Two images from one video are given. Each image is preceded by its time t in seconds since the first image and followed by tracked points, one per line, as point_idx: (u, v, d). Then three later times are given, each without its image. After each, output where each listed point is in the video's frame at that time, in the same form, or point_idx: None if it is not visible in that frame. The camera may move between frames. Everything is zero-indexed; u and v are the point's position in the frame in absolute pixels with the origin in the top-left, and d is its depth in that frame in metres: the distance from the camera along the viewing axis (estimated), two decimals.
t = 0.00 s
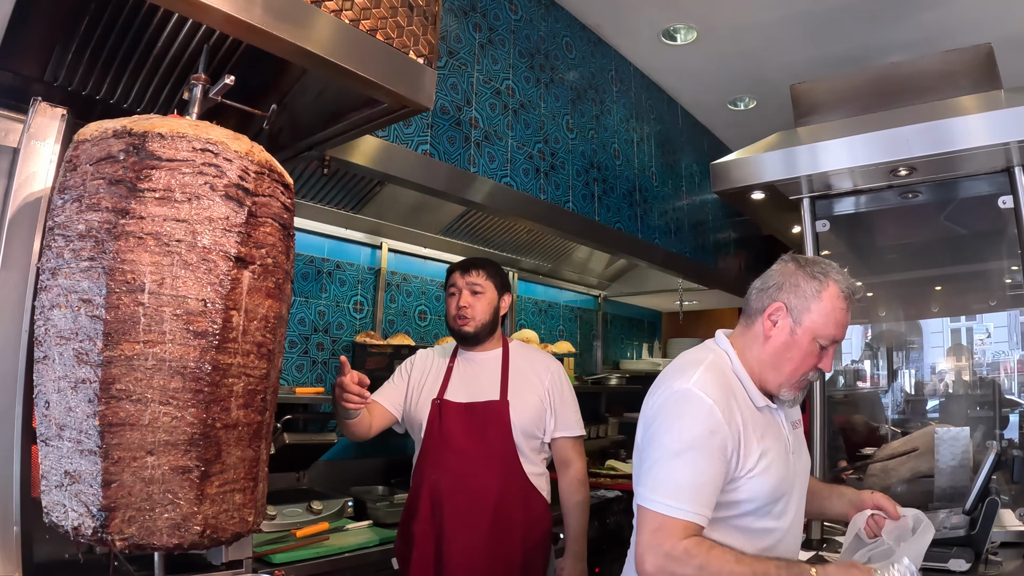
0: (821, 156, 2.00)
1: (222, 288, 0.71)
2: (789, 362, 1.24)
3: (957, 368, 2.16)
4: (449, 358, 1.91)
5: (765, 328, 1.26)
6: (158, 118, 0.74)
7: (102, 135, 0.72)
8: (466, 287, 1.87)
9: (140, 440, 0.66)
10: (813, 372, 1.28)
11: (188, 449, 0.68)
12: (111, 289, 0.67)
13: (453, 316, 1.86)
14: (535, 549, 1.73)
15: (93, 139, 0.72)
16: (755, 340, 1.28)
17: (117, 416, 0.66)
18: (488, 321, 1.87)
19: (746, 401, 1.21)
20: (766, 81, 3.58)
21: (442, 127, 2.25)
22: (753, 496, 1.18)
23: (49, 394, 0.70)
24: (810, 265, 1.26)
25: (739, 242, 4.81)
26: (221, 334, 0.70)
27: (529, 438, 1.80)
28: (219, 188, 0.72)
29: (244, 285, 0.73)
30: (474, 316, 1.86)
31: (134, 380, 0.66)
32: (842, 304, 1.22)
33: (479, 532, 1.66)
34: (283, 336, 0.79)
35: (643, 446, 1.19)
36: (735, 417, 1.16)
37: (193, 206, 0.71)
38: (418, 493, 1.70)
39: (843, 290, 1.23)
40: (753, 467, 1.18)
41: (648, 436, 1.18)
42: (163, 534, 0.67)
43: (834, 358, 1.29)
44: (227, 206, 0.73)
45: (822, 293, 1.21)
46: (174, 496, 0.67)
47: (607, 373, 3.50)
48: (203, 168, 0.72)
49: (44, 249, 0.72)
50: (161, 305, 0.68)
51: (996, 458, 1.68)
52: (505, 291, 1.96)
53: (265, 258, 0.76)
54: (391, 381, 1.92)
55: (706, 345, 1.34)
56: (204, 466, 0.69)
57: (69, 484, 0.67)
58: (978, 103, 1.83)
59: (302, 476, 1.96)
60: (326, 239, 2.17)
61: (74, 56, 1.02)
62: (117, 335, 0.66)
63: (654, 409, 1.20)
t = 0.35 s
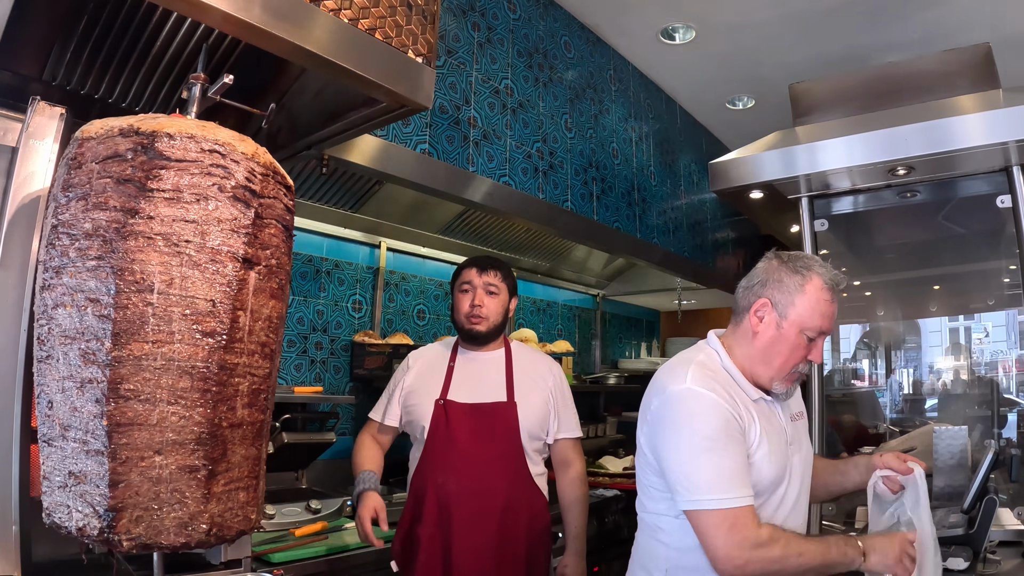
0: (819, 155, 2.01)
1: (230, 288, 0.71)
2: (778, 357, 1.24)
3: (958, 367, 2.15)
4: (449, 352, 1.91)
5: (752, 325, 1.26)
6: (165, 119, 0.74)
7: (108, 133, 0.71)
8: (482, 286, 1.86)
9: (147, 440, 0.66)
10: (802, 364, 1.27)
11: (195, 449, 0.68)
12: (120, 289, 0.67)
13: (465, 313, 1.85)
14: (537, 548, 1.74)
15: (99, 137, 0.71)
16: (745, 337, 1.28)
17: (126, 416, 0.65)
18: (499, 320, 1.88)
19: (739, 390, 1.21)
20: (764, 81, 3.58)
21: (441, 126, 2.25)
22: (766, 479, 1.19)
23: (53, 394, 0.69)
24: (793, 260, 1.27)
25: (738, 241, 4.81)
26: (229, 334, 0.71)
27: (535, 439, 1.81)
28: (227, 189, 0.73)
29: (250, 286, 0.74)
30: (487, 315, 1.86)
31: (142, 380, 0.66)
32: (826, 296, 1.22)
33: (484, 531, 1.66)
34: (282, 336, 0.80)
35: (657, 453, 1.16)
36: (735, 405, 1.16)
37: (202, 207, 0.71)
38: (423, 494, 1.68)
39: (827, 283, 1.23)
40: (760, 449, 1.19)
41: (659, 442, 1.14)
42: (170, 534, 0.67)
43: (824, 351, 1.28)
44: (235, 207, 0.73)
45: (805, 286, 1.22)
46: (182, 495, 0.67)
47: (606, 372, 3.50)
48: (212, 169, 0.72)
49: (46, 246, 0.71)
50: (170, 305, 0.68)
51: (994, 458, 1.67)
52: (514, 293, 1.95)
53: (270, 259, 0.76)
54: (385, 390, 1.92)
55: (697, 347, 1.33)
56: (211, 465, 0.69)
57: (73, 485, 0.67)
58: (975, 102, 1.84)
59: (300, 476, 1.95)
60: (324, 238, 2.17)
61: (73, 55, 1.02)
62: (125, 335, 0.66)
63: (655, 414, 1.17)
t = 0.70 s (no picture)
0: (817, 153, 2.01)
1: (237, 292, 0.72)
2: (804, 354, 1.25)
3: (955, 364, 2.17)
4: (444, 351, 1.91)
5: (777, 323, 1.27)
6: (172, 121, 0.74)
7: (115, 135, 0.71)
8: (479, 285, 1.87)
9: (157, 441, 0.67)
10: (824, 364, 1.29)
11: (204, 449, 0.69)
12: (129, 292, 0.67)
13: (460, 312, 1.85)
14: (536, 548, 1.74)
15: (106, 138, 0.71)
16: (770, 335, 1.28)
17: (137, 418, 0.66)
18: (494, 320, 1.88)
19: (773, 385, 1.21)
20: (762, 79, 3.58)
21: (439, 126, 2.25)
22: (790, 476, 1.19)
23: (58, 396, 0.68)
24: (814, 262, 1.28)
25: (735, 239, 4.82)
26: (236, 337, 0.72)
27: (528, 438, 1.81)
28: (235, 194, 0.73)
29: (256, 289, 0.75)
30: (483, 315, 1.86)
31: (152, 382, 0.67)
32: (847, 300, 1.24)
33: (478, 533, 1.67)
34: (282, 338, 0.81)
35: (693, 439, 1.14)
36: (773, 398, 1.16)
37: (210, 212, 0.72)
38: (417, 496, 1.70)
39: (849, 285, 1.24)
40: (789, 448, 1.18)
41: (697, 427, 1.13)
42: (179, 534, 0.68)
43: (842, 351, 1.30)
44: (242, 212, 0.74)
45: (830, 288, 1.23)
46: (191, 495, 0.68)
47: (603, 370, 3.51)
48: (220, 173, 0.73)
49: (50, 247, 0.70)
50: (179, 308, 0.69)
51: (990, 455, 1.62)
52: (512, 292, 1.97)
53: (274, 262, 0.77)
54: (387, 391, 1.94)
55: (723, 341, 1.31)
56: (218, 465, 0.70)
57: (80, 487, 0.67)
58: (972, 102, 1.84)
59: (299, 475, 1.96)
60: (322, 238, 2.17)
61: (71, 57, 1.02)
62: (135, 337, 0.67)
63: (693, 400, 1.15)
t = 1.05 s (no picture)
0: (814, 151, 2.01)
1: (246, 291, 0.73)
2: (827, 356, 1.28)
3: (954, 358, 2.19)
4: (444, 349, 1.91)
5: (803, 324, 1.27)
6: (180, 121, 0.75)
7: (123, 134, 0.72)
8: (479, 286, 1.87)
9: (168, 440, 0.67)
10: (841, 365, 1.32)
11: (214, 447, 0.70)
12: (142, 291, 0.68)
13: (460, 313, 1.86)
14: (533, 548, 1.74)
15: (114, 137, 0.71)
16: (793, 335, 1.29)
17: (149, 416, 0.67)
18: (495, 321, 1.89)
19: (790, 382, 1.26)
20: (759, 76, 3.59)
21: (438, 124, 2.25)
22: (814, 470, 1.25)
23: (66, 395, 0.68)
24: (839, 264, 1.28)
25: (733, 235, 4.83)
26: (244, 335, 0.73)
27: (528, 436, 1.81)
28: (243, 194, 0.74)
29: (264, 288, 0.76)
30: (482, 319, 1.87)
31: (163, 381, 0.68)
32: (872, 304, 1.26)
33: (474, 531, 1.67)
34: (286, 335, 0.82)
35: (776, 453, 1.11)
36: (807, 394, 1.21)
37: (220, 213, 0.72)
38: (415, 489, 1.71)
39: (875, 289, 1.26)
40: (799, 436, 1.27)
41: (784, 438, 1.10)
42: (189, 531, 0.68)
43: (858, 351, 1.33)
44: (251, 213, 0.75)
45: (858, 292, 1.24)
46: (201, 493, 0.69)
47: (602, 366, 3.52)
48: (229, 174, 0.73)
49: (56, 246, 0.70)
50: (190, 308, 0.70)
51: (987, 450, 1.64)
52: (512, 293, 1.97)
53: (281, 262, 0.78)
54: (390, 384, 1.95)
55: (739, 337, 1.31)
56: (228, 462, 0.71)
57: (90, 486, 0.67)
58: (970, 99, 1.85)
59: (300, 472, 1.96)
60: (322, 235, 2.17)
61: (69, 56, 1.02)
62: (148, 337, 0.67)
63: (768, 412, 1.11)
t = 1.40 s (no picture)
0: (814, 160, 2.03)
1: (265, 310, 0.76)
2: (833, 371, 1.28)
3: (950, 356, 2.21)
4: (450, 356, 1.93)
5: (810, 339, 1.28)
6: (198, 145, 0.77)
7: (143, 158, 0.73)
8: (486, 294, 1.89)
9: (194, 458, 0.69)
10: (847, 380, 1.32)
11: (238, 463, 0.72)
12: (168, 314, 0.69)
13: (467, 320, 1.87)
14: (534, 552, 1.76)
15: (134, 160, 0.73)
16: (800, 349, 1.30)
17: (176, 436, 0.68)
18: (502, 327, 1.90)
19: (803, 403, 1.19)
20: (758, 79, 3.61)
21: (440, 134, 2.26)
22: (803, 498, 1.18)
23: (89, 417, 0.69)
24: (847, 278, 1.29)
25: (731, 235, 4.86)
26: (264, 354, 0.75)
27: (531, 443, 1.84)
28: (261, 217, 0.77)
29: (280, 308, 0.78)
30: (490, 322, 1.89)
31: (188, 402, 0.69)
32: (878, 319, 1.27)
33: (476, 534, 1.69)
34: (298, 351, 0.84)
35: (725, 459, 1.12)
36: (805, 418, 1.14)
37: (240, 236, 0.75)
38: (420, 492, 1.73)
39: (882, 303, 1.27)
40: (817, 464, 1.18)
41: (728, 448, 1.10)
42: (214, 545, 0.70)
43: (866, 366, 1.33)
44: (269, 236, 0.77)
45: (865, 307, 1.25)
46: (224, 508, 0.71)
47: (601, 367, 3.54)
48: (247, 198, 0.76)
49: (76, 268, 0.71)
50: (213, 329, 0.71)
51: (982, 455, 1.67)
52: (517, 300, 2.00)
53: (296, 282, 0.81)
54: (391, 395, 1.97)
55: (751, 350, 1.32)
56: (249, 478, 0.73)
57: (114, 505, 0.68)
58: (969, 109, 1.87)
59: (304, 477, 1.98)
60: (324, 241, 2.19)
61: (75, 69, 1.02)
62: (174, 358, 0.69)
63: (729, 417, 1.12)
